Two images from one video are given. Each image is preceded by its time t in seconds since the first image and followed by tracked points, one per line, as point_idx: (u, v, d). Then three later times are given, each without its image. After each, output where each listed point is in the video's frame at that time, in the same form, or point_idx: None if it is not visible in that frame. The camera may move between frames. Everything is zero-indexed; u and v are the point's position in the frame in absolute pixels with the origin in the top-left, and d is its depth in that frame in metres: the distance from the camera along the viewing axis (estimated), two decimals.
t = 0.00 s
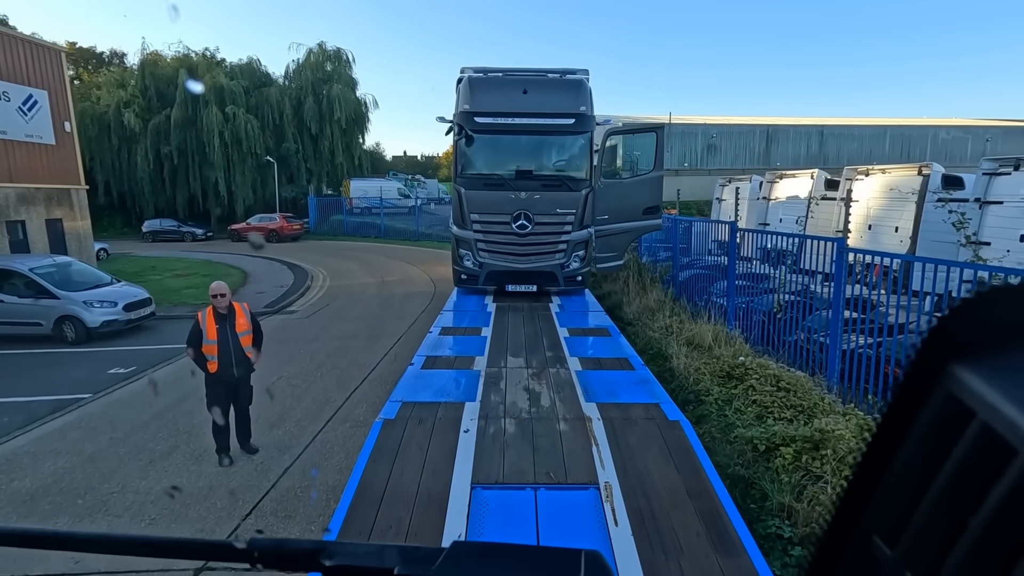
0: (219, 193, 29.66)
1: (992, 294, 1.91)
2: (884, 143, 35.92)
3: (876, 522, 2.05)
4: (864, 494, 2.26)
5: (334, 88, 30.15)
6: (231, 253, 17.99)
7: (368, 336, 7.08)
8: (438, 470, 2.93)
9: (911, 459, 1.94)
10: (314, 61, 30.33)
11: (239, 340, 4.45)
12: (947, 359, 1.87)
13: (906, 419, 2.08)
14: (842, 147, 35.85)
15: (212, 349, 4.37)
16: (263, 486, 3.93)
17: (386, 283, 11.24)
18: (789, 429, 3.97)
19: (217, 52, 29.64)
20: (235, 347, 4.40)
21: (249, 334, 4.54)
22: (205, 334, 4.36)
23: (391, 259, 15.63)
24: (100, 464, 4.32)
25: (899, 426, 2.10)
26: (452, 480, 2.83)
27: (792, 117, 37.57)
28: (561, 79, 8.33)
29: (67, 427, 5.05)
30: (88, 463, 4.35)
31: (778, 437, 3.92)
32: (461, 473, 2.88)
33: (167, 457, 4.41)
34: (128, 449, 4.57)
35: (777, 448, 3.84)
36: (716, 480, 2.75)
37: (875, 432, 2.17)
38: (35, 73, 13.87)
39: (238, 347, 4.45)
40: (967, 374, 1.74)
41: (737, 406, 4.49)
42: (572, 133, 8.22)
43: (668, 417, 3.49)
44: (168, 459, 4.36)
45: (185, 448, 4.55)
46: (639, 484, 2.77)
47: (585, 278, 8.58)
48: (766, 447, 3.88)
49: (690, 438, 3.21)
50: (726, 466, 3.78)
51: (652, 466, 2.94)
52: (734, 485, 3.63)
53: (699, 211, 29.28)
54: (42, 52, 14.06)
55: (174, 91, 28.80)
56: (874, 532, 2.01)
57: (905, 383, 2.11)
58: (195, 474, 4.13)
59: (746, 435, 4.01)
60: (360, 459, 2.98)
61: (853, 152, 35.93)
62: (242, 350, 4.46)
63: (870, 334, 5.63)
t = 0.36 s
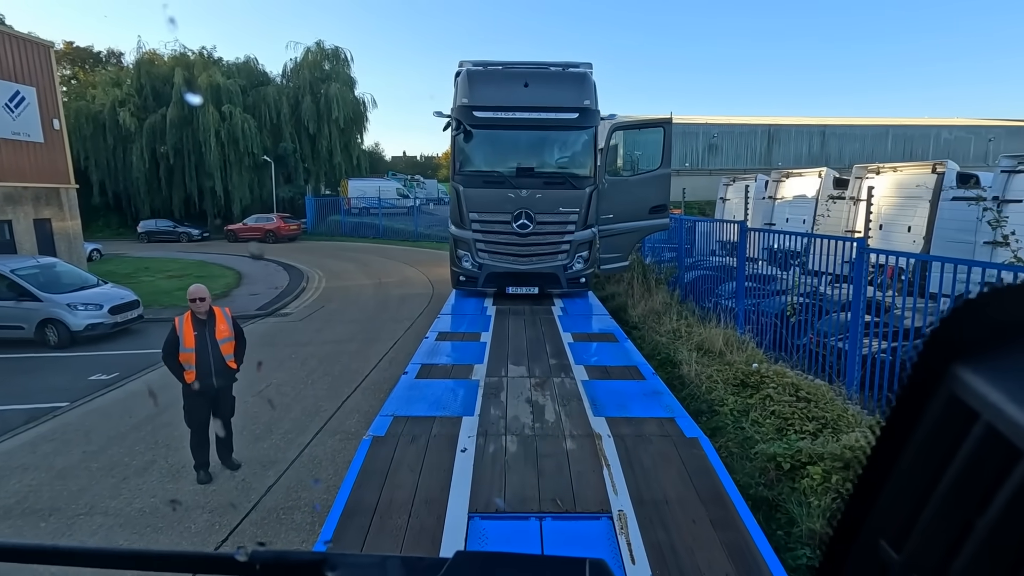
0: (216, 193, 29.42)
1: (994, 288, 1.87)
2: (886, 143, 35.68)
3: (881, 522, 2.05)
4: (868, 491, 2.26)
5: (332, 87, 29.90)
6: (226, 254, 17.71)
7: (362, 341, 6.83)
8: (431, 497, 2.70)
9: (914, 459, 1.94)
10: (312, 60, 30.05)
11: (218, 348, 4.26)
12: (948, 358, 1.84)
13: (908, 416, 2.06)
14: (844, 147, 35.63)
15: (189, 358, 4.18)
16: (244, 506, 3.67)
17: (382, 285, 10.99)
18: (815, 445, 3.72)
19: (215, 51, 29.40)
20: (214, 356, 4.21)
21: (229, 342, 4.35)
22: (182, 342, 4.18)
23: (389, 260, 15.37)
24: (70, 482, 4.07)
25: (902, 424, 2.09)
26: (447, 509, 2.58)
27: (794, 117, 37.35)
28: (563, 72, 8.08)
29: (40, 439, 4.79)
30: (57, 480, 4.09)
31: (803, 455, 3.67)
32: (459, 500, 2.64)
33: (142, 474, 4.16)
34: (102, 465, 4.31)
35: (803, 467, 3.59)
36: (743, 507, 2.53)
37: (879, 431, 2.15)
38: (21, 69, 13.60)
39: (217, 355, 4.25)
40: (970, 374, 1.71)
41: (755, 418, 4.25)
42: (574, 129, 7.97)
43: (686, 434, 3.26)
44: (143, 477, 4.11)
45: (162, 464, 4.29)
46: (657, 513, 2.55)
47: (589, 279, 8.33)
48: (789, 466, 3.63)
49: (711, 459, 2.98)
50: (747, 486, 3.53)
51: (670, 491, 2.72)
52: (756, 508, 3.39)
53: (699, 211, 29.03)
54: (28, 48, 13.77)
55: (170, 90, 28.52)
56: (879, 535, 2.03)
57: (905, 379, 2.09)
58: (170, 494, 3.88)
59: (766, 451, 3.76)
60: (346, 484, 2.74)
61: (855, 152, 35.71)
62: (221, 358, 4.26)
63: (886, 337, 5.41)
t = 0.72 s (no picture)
0: (212, 194, 29.23)
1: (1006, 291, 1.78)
2: (887, 144, 35.49)
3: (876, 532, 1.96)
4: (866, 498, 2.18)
5: (330, 86, 29.69)
6: (220, 255, 17.51)
7: (353, 347, 6.61)
8: (417, 530, 2.51)
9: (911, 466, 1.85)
10: (310, 59, 29.83)
11: (197, 359, 4.05)
12: (951, 363, 1.76)
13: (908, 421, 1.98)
14: (845, 148, 35.47)
15: (165, 370, 3.94)
16: (221, 530, 3.46)
17: (378, 287, 10.79)
18: (834, 466, 3.53)
19: (211, 50, 29.20)
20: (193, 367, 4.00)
21: (208, 352, 4.13)
22: (157, 353, 3.94)
23: (386, 262, 15.16)
24: (38, 501, 3.87)
25: (900, 429, 2.01)
26: (434, 545, 2.40)
27: (795, 117, 37.18)
28: (563, 69, 7.88)
29: (12, 453, 4.59)
30: (25, 500, 3.89)
31: (821, 476, 3.49)
32: (447, 535, 2.46)
33: (115, 493, 3.96)
34: (73, 482, 4.11)
35: (822, 490, 3.41)
36: (762, 542, 2.36)
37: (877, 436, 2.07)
38: (10, 67, 13.39)
39: (196, 366, 4.04)
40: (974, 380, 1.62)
41: (767, 433, 4.06)
42: (574, 127, 7.76)
43: (697, 457, 3.08)
44: (116, 496, 3.91)
45: (137, 482, 4.09)
46: (667, 549, 2.37)
47: (590, 283, 8.10)
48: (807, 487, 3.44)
49: (725, 486, 2.80)
50: (762, 510, 3.35)
51: (682, 524, 2.53)
52: (773, 535, 3.21)
53: (700, 212, 28.86)
54: (17, 46, 13.56)
55: (166, 89, 28.31)
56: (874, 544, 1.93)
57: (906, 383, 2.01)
58: (143, 516, 3.68)
59: (781, 472, 3.53)
60: (325, 516, 2.55)
61: (856, 152, 35.50)
62: (200, 369, 4.04)
63: (898, 344, 5.21)
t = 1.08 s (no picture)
0: (213, 208, 29.09)
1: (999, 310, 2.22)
2: (892, 158, 35.22)
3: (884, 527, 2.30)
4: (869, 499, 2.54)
5: (333, 100, 29.65)
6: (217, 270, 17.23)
7: (349, 370, 6.30)
8: None
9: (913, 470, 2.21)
10: (313, 73, 29.87)
11: (241, 392, 3.51)
12: (952, 373, 2.13)
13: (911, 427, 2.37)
14: (850, 161, 35.22)
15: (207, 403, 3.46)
16: None
17: (377, 304, 10.48)
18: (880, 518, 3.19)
19: (214, 64, 29.26)
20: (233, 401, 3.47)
21: (254, 385, 3.56)
22: (200, 382, 3.48)
23: (386, 277, 14.87)
24: None
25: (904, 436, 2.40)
26: None
27: (799, 131, 37.03)
28: (568, 78, 7.60)
29: None
30: None
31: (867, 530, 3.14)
32: None
33: (74, 541, 3.60)
34: (29, 528, 3.75)
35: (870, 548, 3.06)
36: None
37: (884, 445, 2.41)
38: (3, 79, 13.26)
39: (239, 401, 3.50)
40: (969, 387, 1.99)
41: (800, 476, 3.72)
42: (580, 138, 7.49)
43: (733, 520, 2.79)
44: (74, 545, 3.55)
45: (100, 528, 3.73)
46: None
47: (598, 303, 7.77)
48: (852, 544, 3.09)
49: (765, 551, 2.53)
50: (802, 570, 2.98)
51: None
52: None
53: (704, 225, 28.54)
54: (11, 58, 13.44)
55: (168, 103, 28.31)
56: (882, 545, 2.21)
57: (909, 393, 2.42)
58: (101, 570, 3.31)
59: (822, 529, 3.13)
60: None
61: (861, 166, 35.23)
62: (244, 404, 3.49)
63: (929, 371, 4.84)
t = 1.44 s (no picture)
0: (210, 210, 28.99)
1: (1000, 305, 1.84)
2: (892, 161, 35.15)
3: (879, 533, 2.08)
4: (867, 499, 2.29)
5: (331, 102, 29.56)
6: (213, 273, 17.11)
7: (342, 379, 6.17)
8: None
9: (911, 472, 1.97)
10: (311, 75, 29.80)
11: (223, 410, 3.42)
12: (952, 370, 1.85)
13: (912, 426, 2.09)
14: (850, 165, 35.18)
15: (188, 422, 3.39)
16: None
17: (373, 309, 10.37)
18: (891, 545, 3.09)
19: (213, 66, 29.19)
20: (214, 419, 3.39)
21: (237, 402, 3.47)
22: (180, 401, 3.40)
23: (383, 281, 14.76)
24: None
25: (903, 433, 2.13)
26: None
27: (798, 134, 36.97)
28: (567, 81, 7.51)
29: None
30: None
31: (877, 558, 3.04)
32: None
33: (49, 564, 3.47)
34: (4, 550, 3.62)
35: None
36: None
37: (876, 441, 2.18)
38: None
39: (221, 419, 3.42)
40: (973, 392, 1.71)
41: (807, 498, 3.61)
42: (579, 143, 7.39)
43: (738, 552, 2.68)
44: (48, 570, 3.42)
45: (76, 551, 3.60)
46: None
47: (597, 312, 7.63)
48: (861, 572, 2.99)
49: None
50: None
51: None
52: None
53: (704, 229, 28.44)
54: (4, 60, 13.38)
55: (166, 105, 28.25)
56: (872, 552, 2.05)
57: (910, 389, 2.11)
58: None
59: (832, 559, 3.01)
60: None
61: (861, 169, 35.18)
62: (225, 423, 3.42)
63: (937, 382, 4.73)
